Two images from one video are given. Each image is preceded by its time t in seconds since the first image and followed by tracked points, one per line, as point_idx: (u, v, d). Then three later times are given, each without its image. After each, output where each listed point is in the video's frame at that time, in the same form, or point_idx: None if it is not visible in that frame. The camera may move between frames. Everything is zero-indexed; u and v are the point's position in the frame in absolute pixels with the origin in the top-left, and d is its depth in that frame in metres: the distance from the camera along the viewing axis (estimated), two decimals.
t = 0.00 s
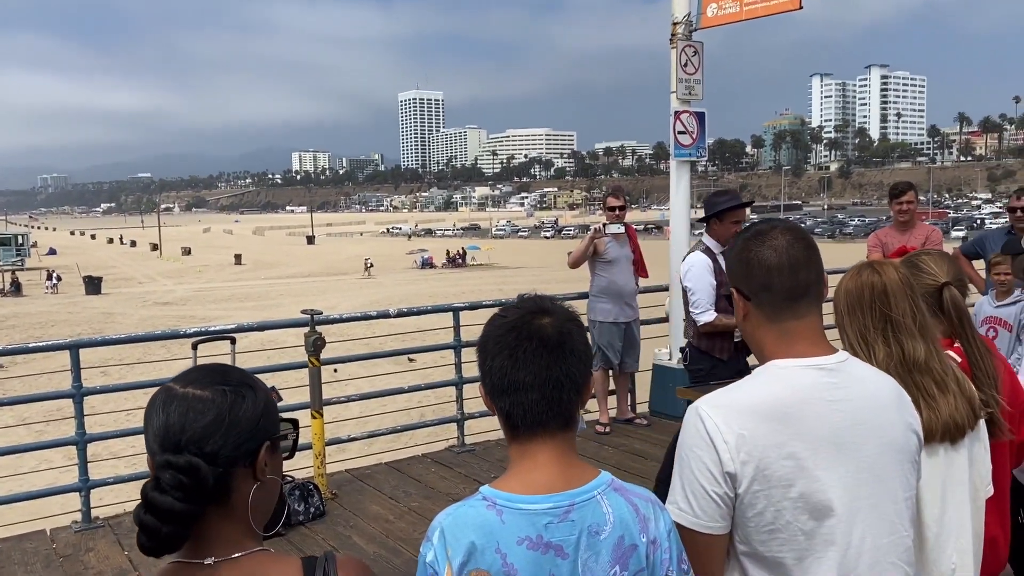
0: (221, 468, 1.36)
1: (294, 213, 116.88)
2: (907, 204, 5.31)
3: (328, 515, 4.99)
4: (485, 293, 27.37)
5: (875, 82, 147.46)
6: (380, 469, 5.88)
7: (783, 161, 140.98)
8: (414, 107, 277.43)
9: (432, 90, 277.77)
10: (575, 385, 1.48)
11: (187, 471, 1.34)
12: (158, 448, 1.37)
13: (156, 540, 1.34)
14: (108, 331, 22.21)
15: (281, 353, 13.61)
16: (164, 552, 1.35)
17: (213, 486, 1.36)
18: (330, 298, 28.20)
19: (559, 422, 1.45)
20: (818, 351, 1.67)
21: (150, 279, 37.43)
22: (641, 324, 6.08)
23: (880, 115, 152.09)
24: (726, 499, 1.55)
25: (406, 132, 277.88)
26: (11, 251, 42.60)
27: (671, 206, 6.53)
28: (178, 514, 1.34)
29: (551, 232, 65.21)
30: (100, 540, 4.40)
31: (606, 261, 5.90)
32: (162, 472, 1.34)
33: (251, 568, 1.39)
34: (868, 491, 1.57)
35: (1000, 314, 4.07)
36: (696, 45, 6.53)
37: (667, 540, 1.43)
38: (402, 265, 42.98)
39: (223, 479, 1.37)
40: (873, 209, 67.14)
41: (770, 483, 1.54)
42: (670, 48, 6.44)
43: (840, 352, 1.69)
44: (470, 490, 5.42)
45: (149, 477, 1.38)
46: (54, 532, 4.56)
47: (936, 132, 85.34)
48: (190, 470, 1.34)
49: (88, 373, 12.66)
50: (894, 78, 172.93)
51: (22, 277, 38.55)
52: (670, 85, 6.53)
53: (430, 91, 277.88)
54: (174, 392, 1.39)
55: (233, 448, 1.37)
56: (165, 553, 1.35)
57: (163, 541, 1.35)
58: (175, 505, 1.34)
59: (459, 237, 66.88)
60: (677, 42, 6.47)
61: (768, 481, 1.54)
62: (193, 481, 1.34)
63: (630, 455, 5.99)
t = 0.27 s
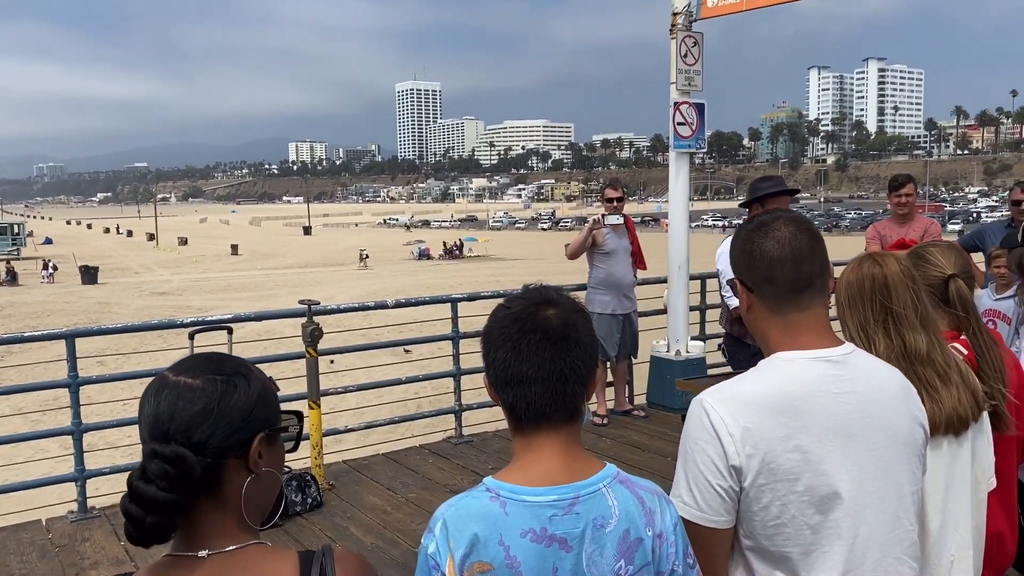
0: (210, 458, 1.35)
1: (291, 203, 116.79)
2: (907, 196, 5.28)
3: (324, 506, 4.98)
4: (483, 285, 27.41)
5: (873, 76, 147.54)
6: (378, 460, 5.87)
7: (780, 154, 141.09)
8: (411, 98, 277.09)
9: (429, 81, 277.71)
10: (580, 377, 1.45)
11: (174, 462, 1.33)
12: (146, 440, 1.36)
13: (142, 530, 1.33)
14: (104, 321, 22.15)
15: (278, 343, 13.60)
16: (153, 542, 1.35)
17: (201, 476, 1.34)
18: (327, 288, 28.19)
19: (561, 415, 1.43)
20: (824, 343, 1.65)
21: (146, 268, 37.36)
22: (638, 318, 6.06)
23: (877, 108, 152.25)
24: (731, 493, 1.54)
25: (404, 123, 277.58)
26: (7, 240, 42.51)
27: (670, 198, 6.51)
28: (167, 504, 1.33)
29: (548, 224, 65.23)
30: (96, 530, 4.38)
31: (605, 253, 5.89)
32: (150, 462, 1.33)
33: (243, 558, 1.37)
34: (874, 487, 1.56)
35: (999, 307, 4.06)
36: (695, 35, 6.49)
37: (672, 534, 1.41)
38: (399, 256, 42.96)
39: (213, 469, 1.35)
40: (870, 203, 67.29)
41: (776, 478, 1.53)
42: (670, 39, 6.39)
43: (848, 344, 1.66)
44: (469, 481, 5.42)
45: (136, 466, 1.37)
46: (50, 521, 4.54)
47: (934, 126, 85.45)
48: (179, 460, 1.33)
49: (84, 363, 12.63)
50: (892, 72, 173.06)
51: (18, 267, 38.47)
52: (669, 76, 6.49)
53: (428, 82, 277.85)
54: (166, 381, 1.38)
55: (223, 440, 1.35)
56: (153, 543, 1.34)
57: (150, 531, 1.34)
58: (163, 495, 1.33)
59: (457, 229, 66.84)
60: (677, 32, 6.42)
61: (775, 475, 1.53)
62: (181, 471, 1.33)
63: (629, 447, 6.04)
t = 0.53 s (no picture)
0: (203, 452, 1.30)
1: (293, 192, 116.78)
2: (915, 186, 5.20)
3: (325, 496, 4.94)
4: (485, 275, 27.41)
5: (877, 68, 147.11)
6: (379, 451, 5.83)
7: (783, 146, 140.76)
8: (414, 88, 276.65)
9: (431, 71, 277.84)
10: (590, 370, 1.38)
11: (164, 456, 1.28)
12: (136, 432, 1.31)
13: (130, 527, 1.28)
14: (106, 309, 22.15)
15: (280, 333, 13.59)
16: (143, 541, 1.30)
17: (194, 471, 1.29)
18: (330, 278, 28.21)
19: (571, 408, 1.37)
20: (842, 335, 1.59)
21: (148, 257, 37.37)
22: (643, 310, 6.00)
23: (881, 100, 151.79)
24: (746, 491, 1.49)
25: (406, 113, 277.31)
26: (10, 228, 42.56)
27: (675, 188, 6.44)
28: (157, 499, 1.28)
29: (550, 215, 65.21)
30: (95, 520, 4.35)
31: (609, 244, 5.83)
32: (141, 455, 1.28)
33: (238, 556, 1.33)
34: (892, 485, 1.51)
35: (1010, 301, 4.01)
36: (702, 24, 6.41)
37: (685, 534, 1.36)
38: (402, 246, 42.95)
39: (206, 464, 1.30)
40: (873, 195, 67.25)
41: (793, 475, 1.48)
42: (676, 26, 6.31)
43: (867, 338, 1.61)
44: (472, 473, 5.38)
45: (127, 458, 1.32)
46: (49, 510, 4.50)
47: (938, 118, 85.22)
48: (170, 454, 1.27)
49: (86, 351, 12.62)
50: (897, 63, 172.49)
51: (21, 254, 38.50)
52: (676, 64, 6.41)
53: (430, 71, 277.66)
54: (160, 370, 1.33)
55: (217, 436, 1.30)
56: (144, 539, 1.30)
57: (139, 529, 1.29)
58: (152, 491, 1.28)
59: (459, 219, 66.84)
60: (683, 20, 6.34)
61: (791, 472, 1.48)
62: (171, 465, 1.28)
63: (632, 440, 6.04)
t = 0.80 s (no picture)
0: (213, 446, 1.24)
1: (301, 181, 116.96)
2: (936, 180, 5.10)
3: (333, 488, 4.91)
4: (492, 266, 27.42)
5: (888, 61, 146.32)
6: (387, 442, 5.78)
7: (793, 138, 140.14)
8: (423, 77, 276.35)
9: (441, 61, 277.71)
10: (607, 365, 1.30)
11: (171, 449, 1.23)
12: (142, 427, 1.26)
13: (135, 525, 1.23)
14: (114, 297, 22.20)
15: (287, 322, 13.58)
16: (152, 537, 1.25)
17: (201, 465, 1.24)
18: (337, 267, 28.25)
19: (590, 404, 1.29)
20: (872, 331, 1.52)
21: (156, 245, 37.46)
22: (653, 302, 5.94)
23: (891, 93, 150.99)
24: (770, 491, 1.42)
25: (415, 103, 277.19)
26: (19, 214, 42.70)
27: (689, 179, 6.36)
28: (163, 496, 1.23)
29: (559, 205, 65.05)
30: (101, 508, 4.33)
31: (620, 235, 5.75)
32: (145, 449, 1.22)
33: (244, 557, 1.27)
34: (925, 486, 1.44)
35: None
36: (718, 12, 6.31)
37: (708, 537, 1.29)
38: (410, 236, 42.93)
39: (213, 459, 1.25)
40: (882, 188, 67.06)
41: (821, 476, 1.41)
42: (692, 14, 6.21)
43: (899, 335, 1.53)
44: (480, 465, 5.34)
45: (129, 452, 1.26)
46: (55, 498, 4.49)
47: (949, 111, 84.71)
48: (174, 451, 1.22)
49: (93, 339, 12.63)
50: (908, 56, 171.52)
51: (29, 241, 38.64)
52: (691, 52, 6.31)
53: (439, 61, 277.59)
54: (165, 360, 1.27)
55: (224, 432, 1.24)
56: (148, 537, 1.24)
57: (145, 526, 1.24)
58: (159, 486, 1.22)
59: (466, 209, 66.87)
60: (699, 8, 6.24)
61: (819, 472, 1.41)
62: (177, 458, 1.23)
63: (642, 433, 6.01)
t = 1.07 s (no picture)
0: (231, 429, 1.20)
1: (317, 172, 117.31)
2: (961, 178, 4.98)
3: (343, 483, 4.90)
4: (506, 259, 27.41)
5: (908, 55, 144.87)
6: (397, 437, 5.75)
7: (811, 133, 139.15)
8: (439, 69, 276.35)
9: (457, 53, 277.74)
10: (618, 370, 1.21)
11: (199, 428, 1.15)
12: (163, 406, 1.17)
13: (158, 512, 1.14)
14: (131, 286, 22.37)
15: (301, 315, 13.61)
16: (168, 532, 1.18)
17: (219, 453, 1.18)
18: (352, 259, 28.34)
19: (599, 412, 1.20)
20: (901, 338, 1.44)
21: (173, 235, 37.72)
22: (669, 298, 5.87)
23: (911, 88, 149.53)
24: (790, 506, 1.36)
25: (431, 95, 277.31)
26: (38, 203, 43.08)
27: (705, 174, 6.27)
28: (191, 478, 1.16)
29: (574, 199, 64.93)
30: (111, 500, 4.33)
31: (635, 230, 5.68)
32: (170, 428, 1.14)
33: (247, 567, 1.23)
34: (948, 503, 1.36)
35: None
36: (736, 5, 6.20)
37: (724, 555, 1.20)
38: (424, 228, 42.99)
39: (229, 448, 1.20)
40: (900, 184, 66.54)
41: (843, 491, 1.34)
42: (710, 7, 6.11)
43: (928, 341, 1.45)
44: (491, 461, 5.31)
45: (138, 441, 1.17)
46: (64, 489, 4.49)
47: (970, 107, 83.74)
48: (197, 432, 1.15)
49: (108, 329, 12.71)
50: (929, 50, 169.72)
51: (48, 230, 38.97)
52: (709, 46, 6.21)
53: (456, 54, 277.60)
54: (179, 349, 1.22)
55: (242, 415, 1.20)
56: (165, 527, 1.16)
57: (170, 511, 1.16)
58: (187, 466, 1.15)
59: (481, 202, 66.92)
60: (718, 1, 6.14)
61: (841, 486, 1.34)
62: (201, 442, 1.16)
63: (656, 431, 5.96)
